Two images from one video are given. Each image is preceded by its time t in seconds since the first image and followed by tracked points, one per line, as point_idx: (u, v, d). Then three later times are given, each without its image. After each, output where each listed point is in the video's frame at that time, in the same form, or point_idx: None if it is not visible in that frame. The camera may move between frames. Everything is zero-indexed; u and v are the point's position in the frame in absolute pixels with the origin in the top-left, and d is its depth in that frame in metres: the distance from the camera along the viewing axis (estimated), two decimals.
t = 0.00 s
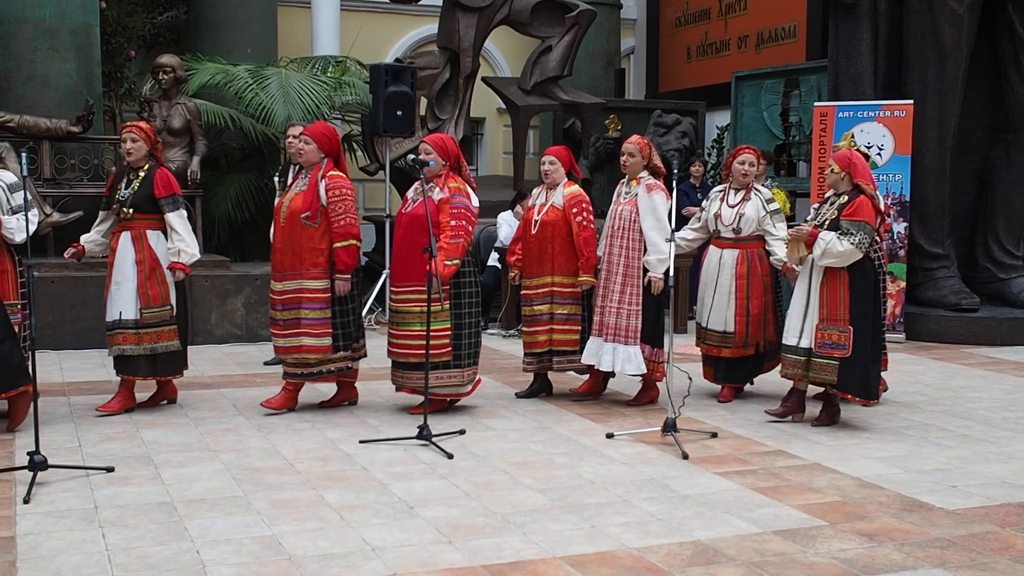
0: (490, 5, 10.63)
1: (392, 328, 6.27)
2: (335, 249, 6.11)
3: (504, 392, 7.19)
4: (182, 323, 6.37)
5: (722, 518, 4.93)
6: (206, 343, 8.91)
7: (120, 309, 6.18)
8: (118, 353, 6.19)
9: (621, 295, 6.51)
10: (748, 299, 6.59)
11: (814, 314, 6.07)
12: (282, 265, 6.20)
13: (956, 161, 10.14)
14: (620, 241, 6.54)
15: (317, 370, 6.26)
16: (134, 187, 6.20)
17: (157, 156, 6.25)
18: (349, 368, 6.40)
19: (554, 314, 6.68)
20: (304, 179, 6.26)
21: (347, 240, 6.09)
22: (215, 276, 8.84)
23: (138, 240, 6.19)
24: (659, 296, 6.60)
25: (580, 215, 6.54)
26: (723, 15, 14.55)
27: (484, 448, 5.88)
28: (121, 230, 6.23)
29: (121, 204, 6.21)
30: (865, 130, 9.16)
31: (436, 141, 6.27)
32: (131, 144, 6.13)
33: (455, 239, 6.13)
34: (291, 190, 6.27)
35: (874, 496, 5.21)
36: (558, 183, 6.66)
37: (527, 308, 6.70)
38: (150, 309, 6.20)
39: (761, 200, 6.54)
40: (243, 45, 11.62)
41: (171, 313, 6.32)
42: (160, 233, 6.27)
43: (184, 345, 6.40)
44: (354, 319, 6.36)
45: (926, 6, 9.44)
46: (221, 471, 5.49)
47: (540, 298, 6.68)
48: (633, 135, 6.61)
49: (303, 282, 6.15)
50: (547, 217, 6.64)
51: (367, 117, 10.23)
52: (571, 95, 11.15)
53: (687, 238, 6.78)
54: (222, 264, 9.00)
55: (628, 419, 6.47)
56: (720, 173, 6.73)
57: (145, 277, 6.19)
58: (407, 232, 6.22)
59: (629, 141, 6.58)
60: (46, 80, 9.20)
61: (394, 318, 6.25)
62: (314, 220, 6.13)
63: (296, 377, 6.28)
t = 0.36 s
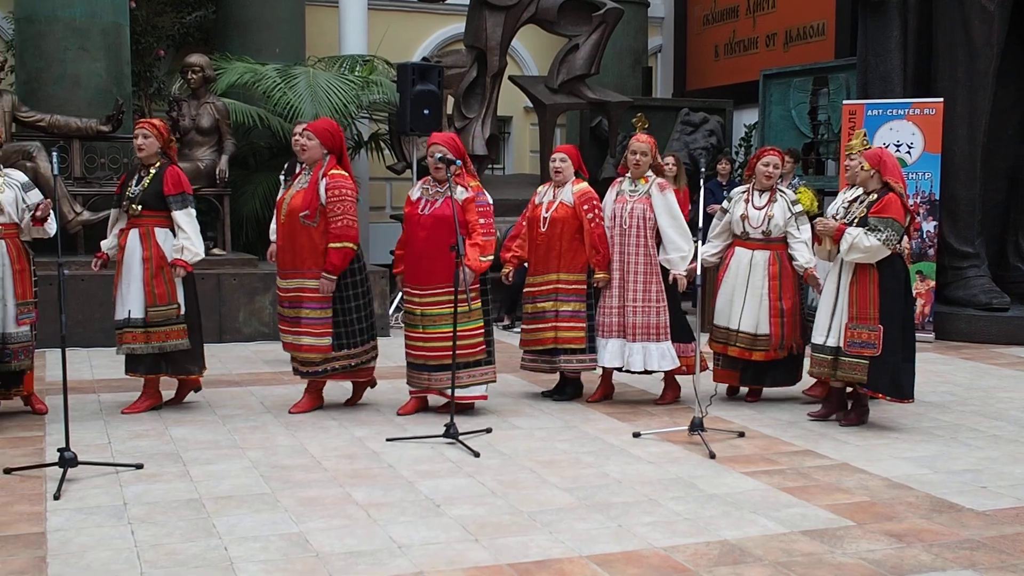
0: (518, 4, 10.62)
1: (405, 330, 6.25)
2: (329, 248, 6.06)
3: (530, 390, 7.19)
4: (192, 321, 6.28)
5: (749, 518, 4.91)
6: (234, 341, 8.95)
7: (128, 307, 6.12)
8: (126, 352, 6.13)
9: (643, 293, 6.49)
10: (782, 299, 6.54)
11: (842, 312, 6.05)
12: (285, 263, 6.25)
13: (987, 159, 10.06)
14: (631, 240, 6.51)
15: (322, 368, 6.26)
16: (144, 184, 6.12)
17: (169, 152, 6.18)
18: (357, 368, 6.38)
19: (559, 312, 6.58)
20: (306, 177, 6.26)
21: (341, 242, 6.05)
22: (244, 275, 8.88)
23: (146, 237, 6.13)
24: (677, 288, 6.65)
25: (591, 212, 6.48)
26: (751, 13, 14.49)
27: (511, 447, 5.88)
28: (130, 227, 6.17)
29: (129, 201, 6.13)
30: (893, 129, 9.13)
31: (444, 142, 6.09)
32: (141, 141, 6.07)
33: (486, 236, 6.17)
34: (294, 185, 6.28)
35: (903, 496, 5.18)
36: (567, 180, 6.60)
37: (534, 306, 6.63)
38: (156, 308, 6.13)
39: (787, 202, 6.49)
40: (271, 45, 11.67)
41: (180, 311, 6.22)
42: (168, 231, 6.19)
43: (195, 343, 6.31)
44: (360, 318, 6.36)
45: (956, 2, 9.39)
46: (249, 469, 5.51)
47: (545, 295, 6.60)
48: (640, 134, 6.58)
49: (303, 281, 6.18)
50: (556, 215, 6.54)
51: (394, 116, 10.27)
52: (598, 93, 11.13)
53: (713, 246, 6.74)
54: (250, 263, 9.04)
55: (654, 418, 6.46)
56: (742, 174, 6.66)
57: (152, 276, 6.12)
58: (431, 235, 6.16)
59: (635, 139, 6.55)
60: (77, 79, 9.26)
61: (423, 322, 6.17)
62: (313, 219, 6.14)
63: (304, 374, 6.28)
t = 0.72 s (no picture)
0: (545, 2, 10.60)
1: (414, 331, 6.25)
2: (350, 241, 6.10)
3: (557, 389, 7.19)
4: (211, 321, 6.30)
5: (777, 518, 4.89)
6: (262, 339, 9.00)
7: (148, 306, 6.14)
8: (144, 350, 6.13)
9: (655, 292, 6.50)
10: (813, 298, 6.50)
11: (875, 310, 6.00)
12: (298, 261, 6.24)
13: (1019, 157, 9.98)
14: (647, 239, 6.50)
15: (332, 366, 6.28)
16: (165, 183, 6.15)
17: (189, 150, 6.21)
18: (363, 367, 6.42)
19: (572, 314, 6.52)
20: (319, 174, 6.29)
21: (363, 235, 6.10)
22: (272, 274, 8.92)
23: (167, 236, 6.16)
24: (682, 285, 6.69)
25: (604, 212, 6.43)
26: (780, 10, 14.40)
27: (538, 446, 5.88)
28: (150, 224, 6.20)
29: (150, 199, 6.15)
30: (923, 127, 9.08)
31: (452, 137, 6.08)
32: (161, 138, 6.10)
33: (506, 232, 6.17)
34: (307, 184, 6.29)
35: (933, 497, 5.14)
36: (581, 181, 6.55)
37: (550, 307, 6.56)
38: (178, 307, 6.14)
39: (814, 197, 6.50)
40: (300, 44, 11.72)
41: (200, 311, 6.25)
42: (189, 230, 6.22)
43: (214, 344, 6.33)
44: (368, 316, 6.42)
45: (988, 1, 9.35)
46: (277, 466, 5.54)
47: (560, 296, 6.54)
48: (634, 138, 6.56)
49: (321, 279, 6.20)
50: (570, 214, 6.48)
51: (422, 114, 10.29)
52: (626, 92, 11.09)
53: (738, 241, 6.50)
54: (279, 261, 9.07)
55: (682, 417, 6.44)
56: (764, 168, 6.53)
57: (173, 274, 6.14)
58: (451, 232, 6.10)
59: (643, 138, 6.50)
60: (107, 79, 9.33)
61: (445, 321, 6.13)
62: (337, 217, 6.15)
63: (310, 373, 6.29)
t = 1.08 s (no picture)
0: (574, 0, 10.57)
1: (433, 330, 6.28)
2: (384, 243, 6.24)
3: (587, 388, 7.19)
4: (238, 320, 6.34)
5: (807, 518, 4.86)
6: (292, 337, 9.05)
7: (176, 304, 6.17)
8: (171, 348, 6.17)
9: (685, 289, 6.49)
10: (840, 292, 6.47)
11: (903, 308, 5.97)
12: (331, 260, 6.22)
13: None
14: (675, 238, 6.48)
15: (371, 361, 6.34)
16: (191, 182, 6.16)
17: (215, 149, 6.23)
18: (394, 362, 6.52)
19: (586, 312, 6.50)
20: (333, 174, 6.28)
21: (397, 233, 6.23)
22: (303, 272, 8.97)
23: (195, 235, 6.19)
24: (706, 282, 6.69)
25: (619, 212, 6.38)
26: (811, 7, 14.27)
27: (566, 444, 5.87)
28: (177, 223, 6.23)
29: (178, 198, 6.17)
30: (956, 124, 9.00)
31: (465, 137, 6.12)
32: (186, 137, 6.15)
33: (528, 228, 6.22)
34: (322, 184, 6.25)
35: (964, 497, 5.10)
36: (595, 179, 6.49)
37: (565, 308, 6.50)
38: (207, 306, 6.19)
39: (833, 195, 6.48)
40: (330, 43, 11.77)
41: (228, 310, 6.29)
42: (216, 229, 6.26)
43: (240, 342, 6.37)
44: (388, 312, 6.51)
45: None
46: (307, 463, 5.56)
47: (576, 295, 6.49)
48: (659, 134, 6.50)
49: (360, 278, 6.26)
50: (586, 213, 6.43)
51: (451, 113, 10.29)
52: (655, 91, 11.05)
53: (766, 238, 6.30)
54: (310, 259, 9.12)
55: (711, 417, 6.42)
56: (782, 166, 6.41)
57: (202, 273, 6.17)
58: (470, 235, 6.13)
59: (666, 138, 6.46)
60: (138, 79, 9.40)
61: (465, 324, 6.17)
62: (364, 216, 6.24)
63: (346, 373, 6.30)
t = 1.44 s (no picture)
0: None
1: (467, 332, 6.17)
2: (393, 237, 6.31)
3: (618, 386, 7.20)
4: (261, 317, 6.36)
5: (838, 518, 4.84)
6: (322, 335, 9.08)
7: (200, 303, 6.19)
8: (195, 347, 6.19)
9: (715, 286, 6.55)
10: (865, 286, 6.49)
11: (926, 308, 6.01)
12: (353, 256, 6.23)
13: None
14: (706, 236, 6.50)
15: (388, 357, 6.44)
16: (213, 179, 6.17)
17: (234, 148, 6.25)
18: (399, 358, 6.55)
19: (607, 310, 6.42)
20: (347, 170, 6.27)
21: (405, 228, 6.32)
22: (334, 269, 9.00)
23: (216, 233, 6.19)
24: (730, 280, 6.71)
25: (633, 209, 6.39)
26: (843, 5, 14.19)
27: (597, 443, 5.87)
28: (196, 221, 6.22)
29: (198, 196, 6.17)
30: (990, 122, 8.94)
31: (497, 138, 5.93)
32: (209, 134, 6.15)
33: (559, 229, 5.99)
34: (335, 180, 6.25)
35: (998, 498, 5.06)
36: (605, 177, 6.45)
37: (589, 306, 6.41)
38: (230, 304, 6.20)
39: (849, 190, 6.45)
40: (361, 42, 11.80)
41: (251, 307, 6.30)
42: (236, 227, 6.26)
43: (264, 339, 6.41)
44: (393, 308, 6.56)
45: None
46: (338, 461, 5.58)
47: (603, 292, 6.41)
48: (691, 130, 6.47)
49: (373, 274, 6.29)
50: (605, 210, 6.38)
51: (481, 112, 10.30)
52: (687, 89, 11.03)
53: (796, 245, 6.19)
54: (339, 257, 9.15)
55: (743, 416, 6.39)
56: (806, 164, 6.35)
57: (224, 271, 6.18)
58: (493, 236, 5.97)
59: (696, 135, 6.44)
60: (171, 78, 9.46)
61: (488, 327, 6.03)
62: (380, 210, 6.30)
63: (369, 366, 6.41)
